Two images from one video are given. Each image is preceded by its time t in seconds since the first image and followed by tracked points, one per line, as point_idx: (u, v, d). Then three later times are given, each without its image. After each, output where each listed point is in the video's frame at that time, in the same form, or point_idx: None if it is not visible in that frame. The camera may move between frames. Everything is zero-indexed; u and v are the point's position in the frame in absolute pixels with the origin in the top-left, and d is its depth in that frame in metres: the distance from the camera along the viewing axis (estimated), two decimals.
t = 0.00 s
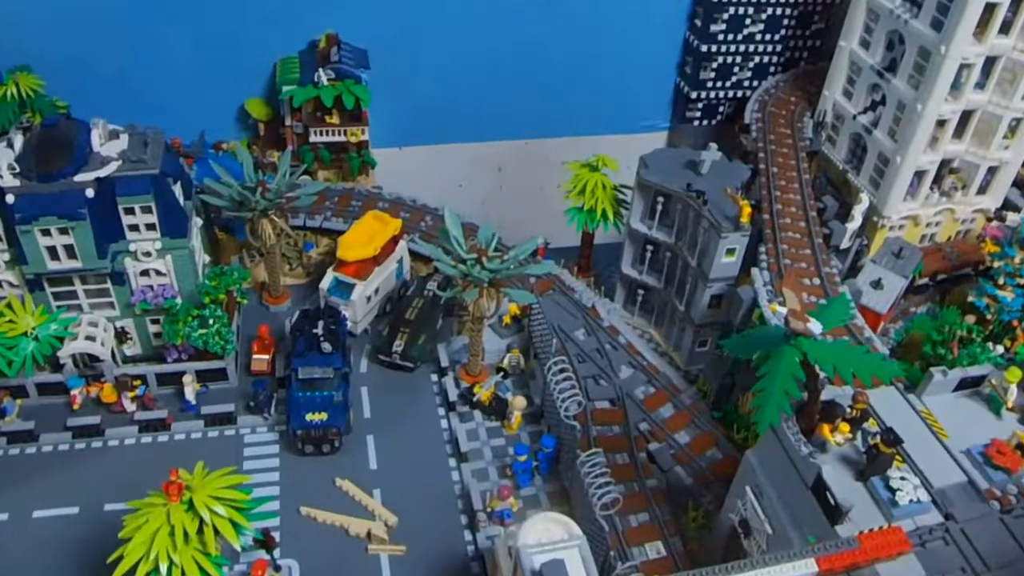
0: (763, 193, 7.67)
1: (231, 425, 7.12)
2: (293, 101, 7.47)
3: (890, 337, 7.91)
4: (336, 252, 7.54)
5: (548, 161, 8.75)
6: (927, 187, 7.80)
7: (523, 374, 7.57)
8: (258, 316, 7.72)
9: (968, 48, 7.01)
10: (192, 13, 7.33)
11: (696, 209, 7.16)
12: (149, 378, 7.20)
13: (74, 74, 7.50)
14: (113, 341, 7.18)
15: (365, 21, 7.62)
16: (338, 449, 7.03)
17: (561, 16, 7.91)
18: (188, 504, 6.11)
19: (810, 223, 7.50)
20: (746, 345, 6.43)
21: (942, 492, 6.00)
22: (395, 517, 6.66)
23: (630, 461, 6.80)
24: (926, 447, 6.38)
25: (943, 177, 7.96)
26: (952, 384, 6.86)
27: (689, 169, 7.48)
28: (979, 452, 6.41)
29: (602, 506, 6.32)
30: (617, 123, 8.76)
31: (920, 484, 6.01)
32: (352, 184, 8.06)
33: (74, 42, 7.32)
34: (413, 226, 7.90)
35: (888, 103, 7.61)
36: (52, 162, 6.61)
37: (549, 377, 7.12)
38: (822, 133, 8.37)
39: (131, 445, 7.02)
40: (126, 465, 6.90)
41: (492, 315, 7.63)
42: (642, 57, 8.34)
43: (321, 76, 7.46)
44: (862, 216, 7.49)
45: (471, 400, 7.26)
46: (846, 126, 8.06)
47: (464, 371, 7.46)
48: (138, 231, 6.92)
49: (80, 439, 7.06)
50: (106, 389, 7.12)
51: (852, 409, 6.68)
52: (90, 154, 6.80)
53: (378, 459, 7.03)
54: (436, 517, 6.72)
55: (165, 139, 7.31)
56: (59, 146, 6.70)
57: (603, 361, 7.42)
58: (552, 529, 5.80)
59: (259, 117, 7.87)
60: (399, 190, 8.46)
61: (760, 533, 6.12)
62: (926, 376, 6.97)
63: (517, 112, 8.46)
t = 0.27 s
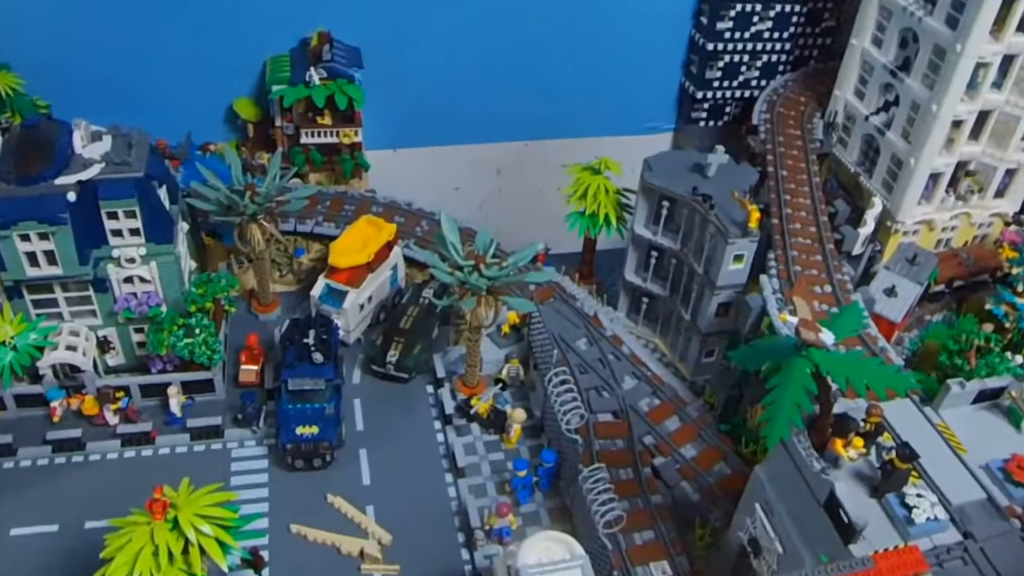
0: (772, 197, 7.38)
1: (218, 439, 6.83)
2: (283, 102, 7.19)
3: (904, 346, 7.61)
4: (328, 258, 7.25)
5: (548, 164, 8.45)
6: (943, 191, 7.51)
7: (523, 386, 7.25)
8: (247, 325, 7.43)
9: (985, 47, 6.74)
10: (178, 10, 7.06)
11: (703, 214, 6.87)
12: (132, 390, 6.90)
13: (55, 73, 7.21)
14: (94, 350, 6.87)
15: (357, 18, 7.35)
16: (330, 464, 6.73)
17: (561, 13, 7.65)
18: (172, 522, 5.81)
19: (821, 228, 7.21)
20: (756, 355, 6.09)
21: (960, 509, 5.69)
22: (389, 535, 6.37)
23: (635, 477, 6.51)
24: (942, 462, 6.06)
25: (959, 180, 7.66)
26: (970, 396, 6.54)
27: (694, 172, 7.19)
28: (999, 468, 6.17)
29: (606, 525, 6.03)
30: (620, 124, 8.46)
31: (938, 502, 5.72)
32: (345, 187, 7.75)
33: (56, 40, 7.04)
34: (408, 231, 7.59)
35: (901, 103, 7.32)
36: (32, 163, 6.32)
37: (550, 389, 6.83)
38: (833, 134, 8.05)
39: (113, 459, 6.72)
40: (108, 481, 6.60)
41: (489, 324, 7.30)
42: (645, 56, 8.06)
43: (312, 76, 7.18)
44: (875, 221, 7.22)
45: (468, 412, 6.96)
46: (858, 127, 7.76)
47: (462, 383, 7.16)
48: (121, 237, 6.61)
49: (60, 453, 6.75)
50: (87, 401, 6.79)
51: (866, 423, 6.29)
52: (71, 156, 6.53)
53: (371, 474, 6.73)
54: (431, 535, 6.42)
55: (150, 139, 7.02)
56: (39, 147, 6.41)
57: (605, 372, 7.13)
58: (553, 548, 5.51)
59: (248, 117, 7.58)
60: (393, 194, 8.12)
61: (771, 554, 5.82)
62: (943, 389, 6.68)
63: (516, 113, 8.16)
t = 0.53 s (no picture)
0: (780, 201, 7.06)
1: (199, 454, 6.50)
2: (269, 101, 6.88)
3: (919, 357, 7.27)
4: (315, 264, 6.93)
5: (546, 170, 8.13)
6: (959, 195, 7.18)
7: (519, 400, 6.95)
8: (231, 335, 7.12)
9: (1004, 44, 6.40)
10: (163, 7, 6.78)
11: (708, 219, 6.55)
12: (109, 403, 6.58)
13: (32, 71, 6.90)
14: (70, 361, 6.53)
15: (349, 14, 7.05)
16: (317, 481, 6.40)
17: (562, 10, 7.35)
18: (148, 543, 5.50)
19: (831, 233, 6.89)
20: (762, 369, 5.68)
21: (977, 529, 5.23)
22: (378, 556, 6.04)
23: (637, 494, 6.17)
24: (958, 477, 5.56)
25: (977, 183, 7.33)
26: (989, 409, 6.24)
27: (697, 175, 6.87)
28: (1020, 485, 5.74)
29: (606, 547, 5.69)
30: (621, 126, 8.15)
31: (954, 521, 5.22)
32: (333, 191, 7.42)
33: (33, 36, 6.74)
34: (400, 236, 7.28)
35: (916, 103, 6.99)
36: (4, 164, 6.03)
37: (547, 404, 6.51)
38: (844, 135, 7.72)
39: (88, 476, 6.39)
40: (82, 499, 6.26)
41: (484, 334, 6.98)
42: (649, 55, 7.75)
43: (300, 74, 6.88)
44: (888, 226, 6.90)
45: (462, 427, 6.64)
46: (870, 128, 7.44)
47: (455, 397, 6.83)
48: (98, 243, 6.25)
49: (33, 469, 6.42)
50: (61, 415, 6.49)
51: (878, 437, 5.67)
52: (46, 158, 6.21)
53: (360, 492, 6.40)
54: (422, 556, 6.09)
55: (130, 140, 6.70)
56: (13, 147, 6.11)
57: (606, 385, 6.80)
58: (550, 571, 5.17)
59: (232, 118, 7.26)
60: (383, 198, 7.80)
61: None
62: (959, 401, 6.36)
63: (514, 114, 7.85)
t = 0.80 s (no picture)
0: (788, 205, 6.74)
1: (178, 470, 6.21)
2: (254, 101, 6.59)
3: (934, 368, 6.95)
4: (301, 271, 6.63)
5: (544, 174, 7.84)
6: (976, 199, 6.87)
7: (514, 414, 6.62)
8: (213, 345, 6.82)
9: None
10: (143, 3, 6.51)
11: (712, 225, 6.25)
12: (84, 417, 6.28)
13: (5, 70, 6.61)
14: (43, 373, 6.22)
15: (339, 10, 6.78)
16: (302, 500, 6.09)
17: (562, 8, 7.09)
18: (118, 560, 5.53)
19: (842, 239, 6.58)
20: (770, 384, 5.38)
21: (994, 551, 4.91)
22: None
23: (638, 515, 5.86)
24: (972, 495, 5.25)
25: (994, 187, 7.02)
26: (1007, 425, 5.97)
27: (700, 178, 6.56)
28: None
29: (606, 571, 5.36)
30: (621, 129, 7.86)
31: (970, 542, 4.90)
32: (321, 195, 7.11)
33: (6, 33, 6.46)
34: (390, 242, 6.98)
35: (930, 103, 6.68)
36: None
37: (544, 418, 6.21)
38: (855, 137, 7.40)
39: (61, 494, 6.09)
40: (54, 518, 5.96)
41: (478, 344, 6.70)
42: (651, 55, 7.48)
43: (287, 73, 6.60)
44: (901, 232, 6.63)
45: (454, 442, 6.33)
46: (882, 129, 7.12)
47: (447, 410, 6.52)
48: (71, 250, 5.96)
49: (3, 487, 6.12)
50: (33, 430, 6.19)
51: (890, 454, 5.33)
52: (18, 161, 5.90)
53: (347, 512, 6.09)
54: None
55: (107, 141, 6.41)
56: None
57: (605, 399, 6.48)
58: None
59: (215, 119, 6.97)
60: (372, 202, 7.35)
61: None
62: (975, 416, 6.08)
63: (509, 116, 7.57)
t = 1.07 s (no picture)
0: (796, 209, 6.48)
1: (159, 487, 5.94)
2: (240, 101, 6.35)
3: (948, 379, 6.70)
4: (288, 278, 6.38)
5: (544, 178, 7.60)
6: (992, 204, 6.59)
7: (511, 427, 6.36)
8: (198, 355, 6.56)
9: None
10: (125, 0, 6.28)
11: (716, 230, 5.99)
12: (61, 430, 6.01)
13: None
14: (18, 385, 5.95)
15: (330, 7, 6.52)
16: (289, 517, 5.82)
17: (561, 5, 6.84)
18: None
19: (852, 245, 6.32)
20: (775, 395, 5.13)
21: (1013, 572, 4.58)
22: None
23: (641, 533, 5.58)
24: (987, 511, 4.93)
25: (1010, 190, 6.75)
26: None
27: (703, 180, 6.30)
28: None
29: None
30: (623, 130, 7.58)
31: (988, 563, 4.57)
32: (310, 199, 6.87)
33: None
34: (382, 248, 6.73)
35: (944, 103, 6.41)
36: None
37: (541, 432, 5.94)
38: (865, 139, 7.12)
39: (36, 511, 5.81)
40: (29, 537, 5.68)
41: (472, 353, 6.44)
42: (653, 54, 7.22)
43: (274, 72, 6.35)
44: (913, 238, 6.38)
45: (448, 456, 6.06)
46: (894, 130, 6.85)
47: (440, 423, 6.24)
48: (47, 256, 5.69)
49: None
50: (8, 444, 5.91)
51: (901, 469, 4.94)
52: None
53: (336, 530, 5.82)
54: None
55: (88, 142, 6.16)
56: None
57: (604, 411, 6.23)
58: None
59: (200, 120, 6.72)
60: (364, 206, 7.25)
61: None
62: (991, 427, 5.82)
63: (507, 117, 7.30)
